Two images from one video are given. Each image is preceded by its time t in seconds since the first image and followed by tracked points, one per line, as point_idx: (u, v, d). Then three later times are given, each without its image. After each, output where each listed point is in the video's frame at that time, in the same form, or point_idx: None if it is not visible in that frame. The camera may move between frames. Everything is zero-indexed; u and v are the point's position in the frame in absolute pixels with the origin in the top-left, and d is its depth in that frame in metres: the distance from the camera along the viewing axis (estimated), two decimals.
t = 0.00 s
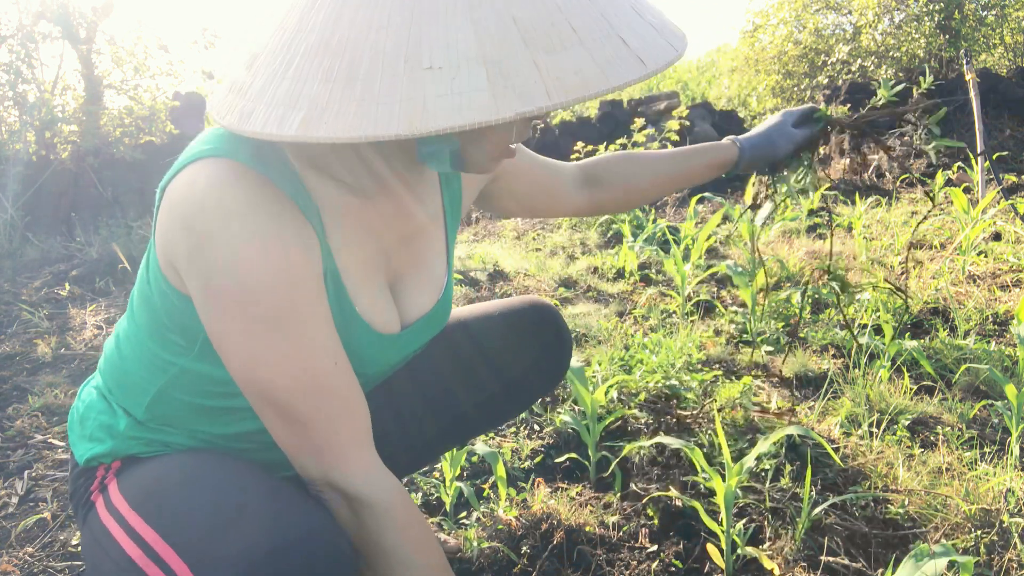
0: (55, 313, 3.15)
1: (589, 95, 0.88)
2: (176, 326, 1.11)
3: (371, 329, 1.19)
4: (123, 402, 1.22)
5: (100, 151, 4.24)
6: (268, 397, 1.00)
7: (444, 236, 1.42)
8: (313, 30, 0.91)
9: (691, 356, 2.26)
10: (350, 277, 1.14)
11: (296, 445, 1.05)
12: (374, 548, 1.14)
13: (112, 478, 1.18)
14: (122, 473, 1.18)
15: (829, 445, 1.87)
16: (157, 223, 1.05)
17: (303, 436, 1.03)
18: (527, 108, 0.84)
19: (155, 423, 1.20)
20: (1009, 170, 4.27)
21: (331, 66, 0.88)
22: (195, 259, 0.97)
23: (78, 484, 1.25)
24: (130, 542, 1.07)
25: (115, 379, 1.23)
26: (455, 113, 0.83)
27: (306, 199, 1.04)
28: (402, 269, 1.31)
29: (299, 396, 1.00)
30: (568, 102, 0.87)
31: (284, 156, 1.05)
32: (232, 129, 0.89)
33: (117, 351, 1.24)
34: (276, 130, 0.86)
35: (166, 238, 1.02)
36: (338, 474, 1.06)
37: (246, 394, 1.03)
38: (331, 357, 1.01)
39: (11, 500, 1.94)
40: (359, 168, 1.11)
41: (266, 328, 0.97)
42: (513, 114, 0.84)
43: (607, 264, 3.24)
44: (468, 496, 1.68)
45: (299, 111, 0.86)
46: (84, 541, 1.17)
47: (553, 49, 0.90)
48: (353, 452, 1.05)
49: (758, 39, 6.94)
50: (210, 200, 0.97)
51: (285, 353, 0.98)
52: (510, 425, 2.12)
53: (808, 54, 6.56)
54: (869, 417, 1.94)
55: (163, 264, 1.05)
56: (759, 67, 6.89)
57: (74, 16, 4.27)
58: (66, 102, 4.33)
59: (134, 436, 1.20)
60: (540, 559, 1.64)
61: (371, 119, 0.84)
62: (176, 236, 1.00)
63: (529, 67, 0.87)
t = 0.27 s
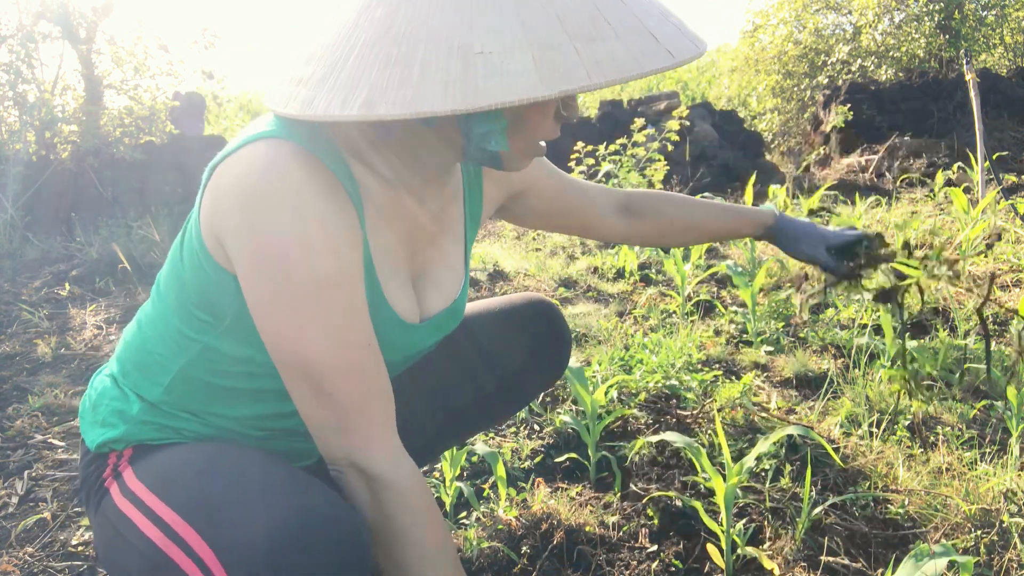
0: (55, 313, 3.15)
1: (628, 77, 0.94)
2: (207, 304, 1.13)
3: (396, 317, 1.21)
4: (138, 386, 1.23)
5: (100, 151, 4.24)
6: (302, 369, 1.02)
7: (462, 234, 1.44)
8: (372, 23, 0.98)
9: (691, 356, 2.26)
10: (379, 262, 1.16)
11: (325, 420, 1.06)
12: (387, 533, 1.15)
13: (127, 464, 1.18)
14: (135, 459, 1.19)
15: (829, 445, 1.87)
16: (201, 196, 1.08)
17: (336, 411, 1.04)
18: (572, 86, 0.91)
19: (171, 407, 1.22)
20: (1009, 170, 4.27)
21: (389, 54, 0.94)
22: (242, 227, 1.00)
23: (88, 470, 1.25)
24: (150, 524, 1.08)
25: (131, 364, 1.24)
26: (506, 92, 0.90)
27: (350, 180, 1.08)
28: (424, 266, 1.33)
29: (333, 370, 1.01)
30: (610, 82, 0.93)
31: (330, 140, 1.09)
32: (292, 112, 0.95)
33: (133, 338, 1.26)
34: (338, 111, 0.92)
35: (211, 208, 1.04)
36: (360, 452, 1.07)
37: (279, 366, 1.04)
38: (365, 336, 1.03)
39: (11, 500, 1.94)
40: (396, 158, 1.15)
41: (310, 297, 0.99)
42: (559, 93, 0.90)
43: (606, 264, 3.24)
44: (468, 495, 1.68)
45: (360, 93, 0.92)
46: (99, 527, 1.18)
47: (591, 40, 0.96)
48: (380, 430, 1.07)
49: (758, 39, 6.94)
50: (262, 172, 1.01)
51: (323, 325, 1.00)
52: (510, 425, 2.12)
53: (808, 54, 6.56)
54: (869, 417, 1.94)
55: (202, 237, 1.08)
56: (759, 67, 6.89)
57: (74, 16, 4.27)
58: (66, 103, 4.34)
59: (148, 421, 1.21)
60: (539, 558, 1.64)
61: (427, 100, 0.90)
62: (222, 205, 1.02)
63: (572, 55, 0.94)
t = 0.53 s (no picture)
0: (55, 313, 3.15)
1: (664, 115, 0.97)
2: (222, 298, 1.14)
3: (408, 319, 1.23)
4: (147, 381, 1.23)
5: (100, 151, 4.24)
6: (316, 361, 1.03)
7: (476, 245, 1.46)
8: (423, 39, 1.00)
9: (691, 356, 2.26)
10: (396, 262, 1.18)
11: (336, 413, 1.06)
12: (395, 531, 1.14)
13: (136, 460, 1.18)
14: (143, 454, 1.19)
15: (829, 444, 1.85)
16: (226, 187, 1.10)
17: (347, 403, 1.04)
18: (613, 121, 0.94)
19: (179, 403, 1.22)
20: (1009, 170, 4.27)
21: (438, 69, 0.97)
22: (266, 218, 1.02)
23: (95, 464, 1.25)
24: (165, 516, 1.08)
25: (141, 359, 1.25)
26: (552, 120, 0.93)
27: (372, 181, 1.11)
28: (437, 274, 1.35)
29: (347, 362, 1.02)
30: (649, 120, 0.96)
31: (355, 144, 1.12)
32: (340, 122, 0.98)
33: (142, 333, 1.26)
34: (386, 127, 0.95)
35: (236, 200, 1.07)
36: (369, 447, 1.07)
37: (294, 358, 1.05)
38: (380, 331, 1.04)
39: (11, 500, 1.94)
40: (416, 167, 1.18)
41: (327, 289, 1.00)
42: (601, 126, 0.93)
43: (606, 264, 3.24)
44: (468, 496, 1.68)
45: (409, 110, 0.96)
46: (106, 521, 1.17)
47: (634, 74, 0.99)
48: (391, 426, 1.06)
49: (758, 39, 6.94)
50: (288, 166, 1.03)
51: (340, 318, 1.01)
52: (510, 425, 2.12)
53: (808, 54, 6.56)
54: (869, 417, 1.93)
55: (224, 229, 1.09)
56: (759, 67, 6.89)
57: (74, 16, 4.27)
58: (66, 102, 4.34)
59: (156, 416, 1.22)
60: (539, 558, 1.64)
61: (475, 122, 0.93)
62: (247, 196, 1.05)
63: (615, 89, 0.97)
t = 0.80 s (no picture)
0: (55, 313, 3.15)
1: (684, 109, 1.04)
2: (227, 297, 1.14)
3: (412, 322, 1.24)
4: (142, 384, 1.22)
5: (100, 151, 4.24)
6: (320, 358, 1.02)
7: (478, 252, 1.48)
8: (453, 40, 1.06)
9: (691, 356, 2.26)
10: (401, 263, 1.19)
11: (336, 412, 1.06)
12: (392, 528, 1.15)
13: (128, 467, 1.18)
14: (137, 460, 1.18)
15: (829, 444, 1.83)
16: (236, 183, 1.10)
17: (350, 401, 1.04)
18: (640, 112, 1.01)
19: (174, 406, 1.21)
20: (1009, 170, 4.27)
21: (469, 68, 1.03)
22: (276, 214, 1.02)
23: (87, 471, 1.24)
24: (157, 523, 1.08)
25: (136, 362, 1.24)
26: (584, 110, 0.99)
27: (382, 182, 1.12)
28: (439, 278, 1.36)
29: (353, 360, 1.02)
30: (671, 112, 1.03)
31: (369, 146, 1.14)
32: (371, 115, 1.02)
33: (140, 333, 1.25)
34: (421, 116, 0.99)
35: (246, 195, 1.07)
36: (370, 446, 1.07)
37: (298, 354, 1.05)
38: (386, 331, 1.04)
39: (11, 500, 1.94)
40: (426, 170, 1.20)
41: (336, 286, 1.00)
42: (630, 116, 1.00)
43: (606, 264, 3.24)
44: (468, 496, 1.68)
45: (443, 102, 1.00)
46: (100, 529, 1.16)
47: (654, 73, 1.07)
48: (390, 427, 1.07)
49: (758, 39, 6.94)
50: (301, 163, 1.04)
51: (346, 315, 1.01)
52: (510, 425, 2.12)
53: (808, 54, 6.56)
54: (869, 418, 1.92)
55: (232, 225, 1.10)
56: (759, 67, 6.90)
57: (74, 16, 4.27)
58: (66, 102, 4.34)
59: (150, 420, 1.21)
60: (539, 559, 1.64)
61: (510, 112, 0.99)
62: (258, 192, 1.05)
63: (638, 85, 1.04)
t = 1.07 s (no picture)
0: (55, 313, 3.15)
1: (689, 104, 1.03)
2: (232, 294, 1.14)
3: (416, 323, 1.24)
4: (145, 378, 1.22)
5: (100, 151, 4.24)
6: (324, 357, 1.02)
7: (482, 256, 1.49)
8: (458, 33, 1.07)
9: (691, 356, 2.26)
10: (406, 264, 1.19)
11: (337, 410, 1.05)
12: (390, 531, 1.14)
13: (128, 461, 1.18)
14: (137, 454, 1.18)
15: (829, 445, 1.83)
16: (244, 181, 1.11)
17: (352, 400, 1.04)
18: (643, 104, 1.00)
19: (176, 401, 1.21)
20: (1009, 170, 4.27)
21: (473, 61, 1.03)
22: (283, 212, 1.02)
23: (89, 466, 1.25)
24: (152, 520, 1.08)
25: (141, 356, 1.24)
26: (586, 101, 0.99)
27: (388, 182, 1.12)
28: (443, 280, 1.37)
29: (356, 359, 1.02)
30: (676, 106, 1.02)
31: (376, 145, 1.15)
32: (375, 105, 1.02)
33: (145, 329, 1.26)
34: (424, 106, 0.99)
35: (253, 193, 1.07)
36: (372, 446, 1.07)
37: (301, 353, 1.04)
38: (390, 332, 1.04)
39: (11, 500, 1.94)
40: (431, 171, 1.20)
41: (340, 285, 1.00)
42: (633, 108, 0.99)
43: (606, 264, 3.24)
44: (468, 496, 1.68)
45: (446, 92, 1.00)
46: (98, 523, 1.17)
47: (659, 69, 1.06)
48: (390, 427, 1.07)
49: (758, 39, 6.94)
50: (309, 162, 1.04)
51: (351, 315, 1.01)
52: (510, 425, 2.12)
53: (808, 54, 6.56)
54: (869, 418, 1.92)
55: (239, 223, 1.10)
56: (759, 67, 6.90)
57: (74, 16, 4.27)
58: (66, 102, 4.34)
59: (151, 414, 1.21)
60: (539, 559, 1.64)
61: (512, 103, 0.99)
62: (265, 190, 1.05)
63: (643, 80, 1.04)
